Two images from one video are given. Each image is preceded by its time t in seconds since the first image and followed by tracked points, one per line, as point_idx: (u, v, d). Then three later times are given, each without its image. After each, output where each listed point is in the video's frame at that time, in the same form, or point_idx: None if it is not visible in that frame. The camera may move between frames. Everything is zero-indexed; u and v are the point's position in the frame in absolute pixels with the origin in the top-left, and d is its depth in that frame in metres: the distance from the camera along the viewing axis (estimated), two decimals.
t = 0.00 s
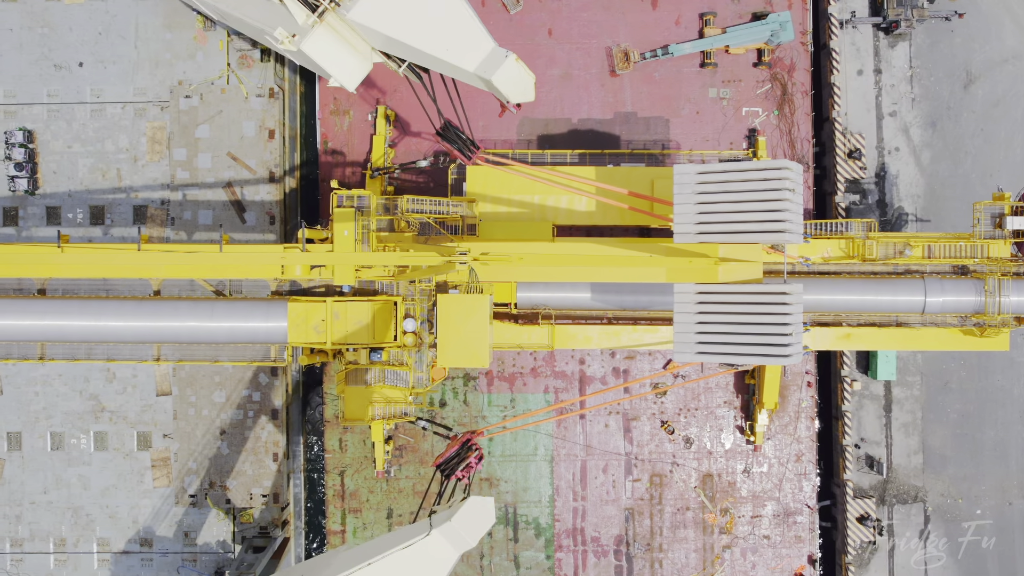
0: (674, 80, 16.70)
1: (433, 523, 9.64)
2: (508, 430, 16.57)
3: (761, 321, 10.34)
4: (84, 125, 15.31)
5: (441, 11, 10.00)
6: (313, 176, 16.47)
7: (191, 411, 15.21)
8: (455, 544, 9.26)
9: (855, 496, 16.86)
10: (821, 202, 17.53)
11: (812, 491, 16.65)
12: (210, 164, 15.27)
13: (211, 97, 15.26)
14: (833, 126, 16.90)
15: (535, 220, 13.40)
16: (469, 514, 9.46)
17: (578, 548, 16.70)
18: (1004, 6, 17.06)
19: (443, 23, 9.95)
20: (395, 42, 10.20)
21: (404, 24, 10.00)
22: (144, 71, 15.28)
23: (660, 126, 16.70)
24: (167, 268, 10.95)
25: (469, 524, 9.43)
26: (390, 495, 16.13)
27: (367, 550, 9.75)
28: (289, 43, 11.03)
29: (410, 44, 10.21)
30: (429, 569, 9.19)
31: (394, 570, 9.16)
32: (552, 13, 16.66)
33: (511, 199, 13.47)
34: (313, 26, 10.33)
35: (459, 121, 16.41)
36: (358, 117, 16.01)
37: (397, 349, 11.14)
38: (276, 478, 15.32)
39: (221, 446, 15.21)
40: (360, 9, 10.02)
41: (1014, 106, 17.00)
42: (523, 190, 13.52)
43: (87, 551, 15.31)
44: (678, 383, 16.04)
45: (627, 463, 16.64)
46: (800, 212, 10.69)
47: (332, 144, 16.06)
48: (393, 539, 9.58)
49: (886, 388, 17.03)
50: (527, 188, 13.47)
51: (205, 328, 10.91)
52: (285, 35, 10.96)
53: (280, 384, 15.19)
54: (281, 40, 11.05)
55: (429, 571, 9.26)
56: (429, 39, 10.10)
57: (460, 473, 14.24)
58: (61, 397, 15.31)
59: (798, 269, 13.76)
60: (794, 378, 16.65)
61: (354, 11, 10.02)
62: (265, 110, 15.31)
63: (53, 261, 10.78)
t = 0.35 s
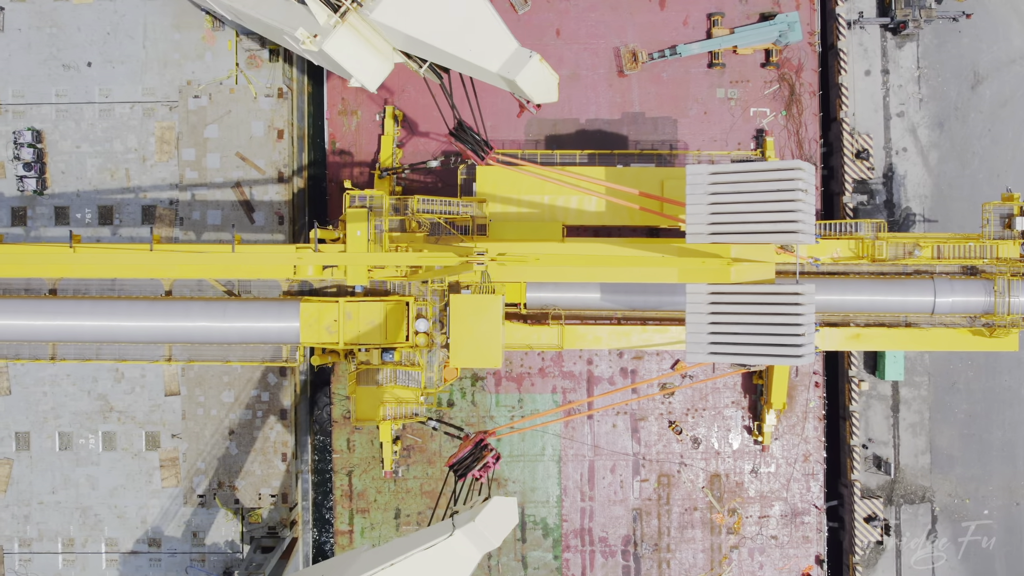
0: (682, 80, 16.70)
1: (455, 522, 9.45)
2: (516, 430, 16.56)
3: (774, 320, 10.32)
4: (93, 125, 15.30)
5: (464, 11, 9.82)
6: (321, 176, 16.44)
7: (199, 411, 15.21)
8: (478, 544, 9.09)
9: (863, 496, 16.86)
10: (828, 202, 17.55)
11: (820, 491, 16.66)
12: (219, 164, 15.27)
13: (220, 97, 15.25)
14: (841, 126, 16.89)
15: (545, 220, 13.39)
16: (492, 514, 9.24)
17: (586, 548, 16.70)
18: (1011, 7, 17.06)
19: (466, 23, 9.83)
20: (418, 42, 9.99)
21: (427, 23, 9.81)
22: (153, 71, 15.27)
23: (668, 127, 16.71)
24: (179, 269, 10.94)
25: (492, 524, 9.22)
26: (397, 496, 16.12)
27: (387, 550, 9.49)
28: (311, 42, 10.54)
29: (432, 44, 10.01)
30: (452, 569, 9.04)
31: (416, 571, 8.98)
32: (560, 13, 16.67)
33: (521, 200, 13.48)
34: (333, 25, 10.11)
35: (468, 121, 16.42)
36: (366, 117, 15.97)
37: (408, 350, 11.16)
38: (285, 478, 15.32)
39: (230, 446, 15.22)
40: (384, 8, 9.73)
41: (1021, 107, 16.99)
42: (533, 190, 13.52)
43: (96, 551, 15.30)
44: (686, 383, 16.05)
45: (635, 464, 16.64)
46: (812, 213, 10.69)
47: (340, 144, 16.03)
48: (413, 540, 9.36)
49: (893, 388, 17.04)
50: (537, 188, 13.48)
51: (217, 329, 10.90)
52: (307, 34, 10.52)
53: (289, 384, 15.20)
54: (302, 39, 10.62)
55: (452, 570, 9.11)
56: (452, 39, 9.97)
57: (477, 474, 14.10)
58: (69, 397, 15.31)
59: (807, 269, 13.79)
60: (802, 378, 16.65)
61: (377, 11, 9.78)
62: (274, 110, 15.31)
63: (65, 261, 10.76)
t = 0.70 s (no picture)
0: (690, 80, 16.71)
1: (478, 524, 9.28)
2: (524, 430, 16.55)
3: (787, 321, 10.21)
4: (101, 125, 15.29)
5: (487, 11, 9.66)
6: (329, 176, 16.45)
7: (208, 411, 15.21)
8: (502, 544, 8.92)
9: (870, 496, 16.87)
10: (836, 202, 17.55)
11: (827, 491, 16.66)
12: (228, 164, 15.26)
13: (229, 97, 15.25)
14: (849, 126, 16.90)
15: (555, 220, 13.39)
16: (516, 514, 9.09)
17: (594, 548, 16.70)
18: (1018, 7, 17.06)
19: (490, 23, 9.66)
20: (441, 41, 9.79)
21: (450, 22, 9.61)
22: (162, 71, 15.27)
23: (676, 127, 16.72)
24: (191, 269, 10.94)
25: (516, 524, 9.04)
26: (405, 496, 16.12)
27: (408, 551, 9.29)
28: (332, 42, 10.18)
29: (456, 44, 9.77)
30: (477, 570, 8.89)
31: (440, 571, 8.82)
32: (569, 14, 16.68)
33: (531, 200, 13.44)
34: (357, 26, 9.67)
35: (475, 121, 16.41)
36: (374, 117, 15.96)
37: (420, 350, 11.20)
38: (293, 478, 15.33)
39: (239, 446, 15.22)
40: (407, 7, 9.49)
41: None
42: (543, 190, 13.48)
43: (104, 551, 15.30)
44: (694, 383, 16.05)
45: (642, 464, 16.65)
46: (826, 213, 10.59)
47: (348, 144, 16.03)
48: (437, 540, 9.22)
49: (901, 389, 17.05)
50: (547, 188, 13.44)
51: (229, 329, 10.89)
52: (328, 34, 10.16)
53: (298, 384, 15.19)
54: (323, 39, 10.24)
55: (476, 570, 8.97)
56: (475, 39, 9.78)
57: (494, 473, 14.52)
58: (78, 397, 15.30)
59: (817, 269, 13.80)
60: (809, 379, 16.67)
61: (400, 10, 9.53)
62: (283, 110, 15.30)
63: (77, 261, 10.75)
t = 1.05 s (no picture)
0: (698, 80, 16.71)
1: (501, 524, 9.34)
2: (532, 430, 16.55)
3: (800, 322, 10.11)
4: (110, 125, 15.28)
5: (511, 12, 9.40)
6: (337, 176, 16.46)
7: (217, 411, 15.21)
8: (526, 543, 9.04)
9: (878, 496, 16.87)
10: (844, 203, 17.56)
11: (835, 491, 16.66)
12: (237, 164, 15.26)
13: (238, 97, 15.24)
14: (857, 126, 16.90)
15: (565, 221, 13.37)
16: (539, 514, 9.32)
17: (601, 548, 16.71)
18: None
19: (515, 23, 9.39)
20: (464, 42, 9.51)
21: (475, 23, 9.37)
22: (170, 71, 15.26)
23: (684, 127, 16.73)
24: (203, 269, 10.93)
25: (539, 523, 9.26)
26: (413, 496, 16.11)
27: (431, 552, 9.21)
28: (353, 43, 9.80)
29: (479, 44, 9.51)
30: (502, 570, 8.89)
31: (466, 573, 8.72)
32: (577, 14, 16.69)
33: (541, 200, 13.47)
34: (379, 26, 9.33)
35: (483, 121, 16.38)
36: (382, 117, 15.95)
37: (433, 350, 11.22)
38: (302, 478, 15.32)
39: (248, 446, 15.22)
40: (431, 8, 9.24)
41: None
42: (553, 190, 13.50)
43: (112, 551, 15.29)
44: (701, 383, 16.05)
45: (651, 464, 16.65)
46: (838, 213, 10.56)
47: (356, 144, 16.02)
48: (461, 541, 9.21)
49: (908, 389, 17.05)
50: (558, 189, 13.47)
51: (241, 329, 10.88)
52: (349, 35, 9.79)
53: (307, 384, 15.19)
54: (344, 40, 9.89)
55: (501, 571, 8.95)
56: (500, 39, 9.49)
57: (511, 473, 15.44)
58: (86, 397, 15.29)
59: (826, 269, 13.77)
60: (817, 379, 16.68)
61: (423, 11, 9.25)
62: (292, 110, 15.31)
63: (90, 261, 10.72)
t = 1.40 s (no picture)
0: (706, 81, 16.71)
1: (525, 525, 9.18)
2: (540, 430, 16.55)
3: (813, 322, 10.06)
4: (119, 125, 15.27)
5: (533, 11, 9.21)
6: (345, 176, 16.44)
7: (226, 411, 15.21)
8: (549, 545, 8.83)
9: (886, 496, 16.88)
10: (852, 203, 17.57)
11: (843, 492, 16.67)
12: (246, 164, 15.26)
13: (247, 97, 15.24)
14: (865, 127, 16.91)
15: (576, 221, 13.37)
16: (563, 515, 9.05)
17: (609, 548, 16.73)
18: None
19: (538, 22, 9.25)
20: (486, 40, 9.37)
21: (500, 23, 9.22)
22: (179, 71, 15.25)
23: (692, 127, 16.73)
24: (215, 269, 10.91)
25: (562, 525, 8.97)
26: (422, 496, 16.10)
27: (456, 551, 9.11)
28: (376, 43, 9.76)
29: (502, 44, 9.34)
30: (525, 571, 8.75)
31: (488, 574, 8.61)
32: (585, 14, 16.69)
33: (551, 201, 13.47)
34: (404, 27, 9.36)
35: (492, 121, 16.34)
36: (390, 117, 15.93)
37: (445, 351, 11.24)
38: (312, 478, 15.32)
39: (257, 446, 15.21)
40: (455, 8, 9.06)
41: None
42: (564, 190, 13.51)
43: (121, 552, 15.29)
44: (709, 383, 16.07)
45: (659, 464, 16.65)
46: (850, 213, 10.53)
47: (364, 145, 16.00)
48: (483, 541, 9.09)
49: (917, 389, 17.05)
50: (568, 189, 13.47)
51: (255, 329, 10.87)
52: (372, 35, 9.73)
53: (316, 384, 15.18)
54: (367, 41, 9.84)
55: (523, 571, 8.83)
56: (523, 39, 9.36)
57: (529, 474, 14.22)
58: (95, 397, 15.28)
59: (836, 269, 13.74)
60: (825, 380, 16.69)
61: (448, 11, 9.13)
62: (301, 110, 15.31)
63: (102, 261, 10.66)
